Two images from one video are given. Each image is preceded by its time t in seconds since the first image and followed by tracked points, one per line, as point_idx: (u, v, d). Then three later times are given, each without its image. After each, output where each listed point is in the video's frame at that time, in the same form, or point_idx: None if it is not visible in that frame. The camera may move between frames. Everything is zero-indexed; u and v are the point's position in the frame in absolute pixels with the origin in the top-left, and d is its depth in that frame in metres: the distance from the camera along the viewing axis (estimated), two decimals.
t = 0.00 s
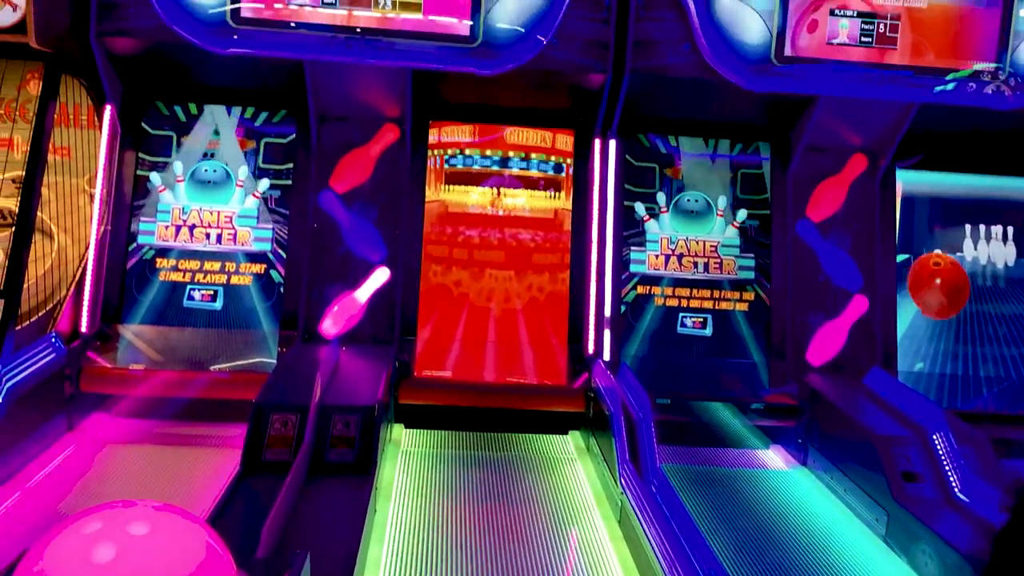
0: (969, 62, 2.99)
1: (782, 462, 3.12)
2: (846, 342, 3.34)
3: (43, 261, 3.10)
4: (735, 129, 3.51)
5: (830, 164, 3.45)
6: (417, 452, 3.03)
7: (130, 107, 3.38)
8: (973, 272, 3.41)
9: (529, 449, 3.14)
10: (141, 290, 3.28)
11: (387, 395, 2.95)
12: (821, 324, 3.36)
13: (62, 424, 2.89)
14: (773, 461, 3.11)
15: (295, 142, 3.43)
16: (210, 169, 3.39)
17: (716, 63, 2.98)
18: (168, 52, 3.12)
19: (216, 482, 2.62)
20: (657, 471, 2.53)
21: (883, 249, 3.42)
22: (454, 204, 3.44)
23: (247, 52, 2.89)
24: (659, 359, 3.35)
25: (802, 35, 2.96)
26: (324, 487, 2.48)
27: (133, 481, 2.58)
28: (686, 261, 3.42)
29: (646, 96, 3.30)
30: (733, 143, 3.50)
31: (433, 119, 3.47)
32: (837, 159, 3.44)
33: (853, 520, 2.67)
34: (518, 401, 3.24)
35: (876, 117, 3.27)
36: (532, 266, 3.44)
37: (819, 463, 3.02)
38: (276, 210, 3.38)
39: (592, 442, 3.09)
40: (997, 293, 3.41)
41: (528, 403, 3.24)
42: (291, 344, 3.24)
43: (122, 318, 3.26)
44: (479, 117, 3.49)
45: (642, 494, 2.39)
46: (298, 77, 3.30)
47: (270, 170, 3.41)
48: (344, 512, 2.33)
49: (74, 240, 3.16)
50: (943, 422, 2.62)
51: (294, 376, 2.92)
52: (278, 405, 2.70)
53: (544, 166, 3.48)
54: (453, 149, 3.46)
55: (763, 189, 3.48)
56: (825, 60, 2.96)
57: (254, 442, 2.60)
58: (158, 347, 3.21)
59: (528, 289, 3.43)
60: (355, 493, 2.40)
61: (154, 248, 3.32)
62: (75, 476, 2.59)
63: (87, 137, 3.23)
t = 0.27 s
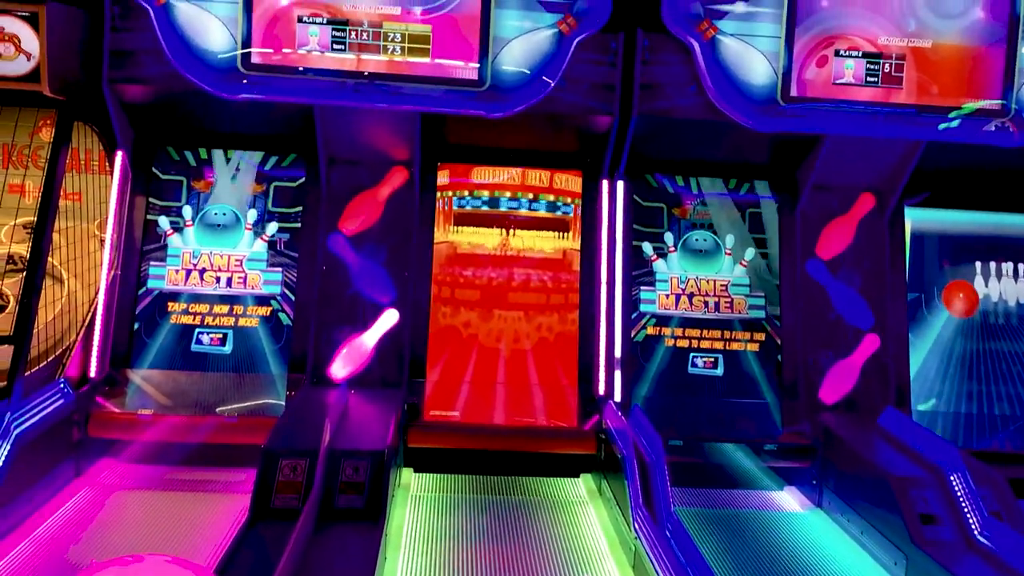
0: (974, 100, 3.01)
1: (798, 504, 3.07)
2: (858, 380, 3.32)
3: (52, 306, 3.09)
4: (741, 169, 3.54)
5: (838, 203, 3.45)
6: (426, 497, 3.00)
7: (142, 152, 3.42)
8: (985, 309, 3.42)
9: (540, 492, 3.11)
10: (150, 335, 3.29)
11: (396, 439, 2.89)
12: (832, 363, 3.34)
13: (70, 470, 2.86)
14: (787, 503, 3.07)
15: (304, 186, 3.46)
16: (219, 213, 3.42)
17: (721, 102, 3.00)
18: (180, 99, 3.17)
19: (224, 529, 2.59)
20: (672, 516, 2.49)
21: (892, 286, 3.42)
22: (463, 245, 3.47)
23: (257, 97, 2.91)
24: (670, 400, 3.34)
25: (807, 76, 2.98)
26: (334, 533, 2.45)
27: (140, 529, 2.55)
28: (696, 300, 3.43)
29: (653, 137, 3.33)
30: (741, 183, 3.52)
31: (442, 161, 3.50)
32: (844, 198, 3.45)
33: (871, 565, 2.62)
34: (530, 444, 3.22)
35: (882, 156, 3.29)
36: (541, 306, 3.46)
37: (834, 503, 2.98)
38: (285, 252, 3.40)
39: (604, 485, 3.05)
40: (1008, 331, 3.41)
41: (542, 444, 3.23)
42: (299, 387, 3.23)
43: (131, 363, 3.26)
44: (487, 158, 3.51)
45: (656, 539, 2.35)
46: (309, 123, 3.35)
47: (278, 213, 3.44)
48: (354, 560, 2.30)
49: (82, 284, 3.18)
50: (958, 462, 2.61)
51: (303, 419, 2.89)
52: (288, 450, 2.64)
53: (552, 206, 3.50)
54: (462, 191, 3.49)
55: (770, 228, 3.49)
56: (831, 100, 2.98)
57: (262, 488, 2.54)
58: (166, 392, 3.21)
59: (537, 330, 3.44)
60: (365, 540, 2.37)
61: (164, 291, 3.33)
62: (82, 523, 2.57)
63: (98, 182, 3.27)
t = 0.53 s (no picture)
0: (980, 122, 3.00)
1: (809, 530, 3.05)
2: (867, 404, 3.30)
3: (58, 332, 3.12)
4: (745, 193, 3.56)
5: (844, 227, 3.45)
6: (433, 523, 2.97)
7: (150, 178, 3.44)
8: (993, 332, 3.42)
9: (548, 519, 3.08)
10: (157, 360, 3.29)
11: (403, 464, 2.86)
12: (841, 387, 3.32)
13: (75, 497, 2.84)
14: (797, 529, 3.05)
15: (312, 211, 3.48)
16: (226, 238, 3.43)
17: (728, 127, 2.98)
18: (188, 125, 3.19)
19: (229, 556, 2.57)
20: (682, 542, 2.47)
21: (900, 309, 3.41)
22: (470, 270, 3.48)
23: (265, 123, 2.90)
24: (677, 425, 3.32)
25: (813, 100, 2.99)
26: (341, 562, 2.43)
27: (145, 557, 2.52)
28: (704, 323, 3.43)
29: (659, 161, 3.33)
30: (747, 207, 3.53)
31: (448, 186, 3.52)
32: (850, 221, 3.45)
33: None
34: (538, 470, 3.18)
35: (889, 180, 3.29)
36: (547, 330, 3.46)
37: (845, 530, 2.95)
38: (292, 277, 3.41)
39: (612, 511, 3.03)
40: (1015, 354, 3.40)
41: (550, 470, 3.19)
42: (305, 413, 3.22)
43: (137, 388, 3.25)
44: (493, 183, 3.52)
45: (666, 567, 2.33)
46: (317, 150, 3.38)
47: (286, 238, 3.45)
48: None
49: (89, 309, 3.21)
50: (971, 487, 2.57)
51: (309, 445, 2.86)
52: (294, 476, 2.59)
53: (558, 231, 3.51)
54: (469, 215, 3.50)
55: (777, 251, 3.50)
56: (836, 125, 2.99)
57: (269, 514, 2.51)
58: (172, 418, 3.20)
59: (544, 353, 3.44)
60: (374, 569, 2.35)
61: (171, 317, 3.33)
62: (88, 551, 2.55)
63: (106, 208, 3.30)
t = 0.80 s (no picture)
0: (983, 128, 3.00)
1: (817, 538, 3.04)
2: (875, 411, 3.29)
3: (64, 346, 3.08)
4: (748, 201, 3.57)
5: (848, 234, 3.45)
6: (439, 533, 2.97)
7: (155, 191, 3.45)
8: (998, 337, 3.41)
9: (554, 529, 3.07)
10: (162, 372, 3.30)
11: (409, 474, 2.86)
12: (847, 394, 3.31)
13: (82, 510, 2.84)
14: (805, 538, 3.03)
15: (317, 222, 3.49)
16: (232, 250, 3.45)
17: (730, 134, 2.99)
18: (192, 137, 3.20)
19: (235, 568, 2.57)
20: (689, 552, 2.46)
21: (905, 316, 3.40)
22: (474, 280, 3.48)
23: (269, 134, 2.92)
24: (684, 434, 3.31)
25: (816, 107, 2.99)
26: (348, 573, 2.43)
27: (152, 570, 2.52)
28: (710, 332, 3.43)
29: (662, 169, 3.34)
30: (750, 215, 3.55)
31: (452, 197, 3.53)
32: (854, 228, 3.45)
33: None
34: (545, 480, 3.16)
35: (893, 186, 3.28)
36: (553, 339, 3.46)
37: (853, 538, 2.93)
38: (297, 288, 3.42)
39: (618, 520, 3.02)
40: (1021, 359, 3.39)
41: (554, 480, 3.16)
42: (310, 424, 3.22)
43: (143, 400, 3.27)
44: (497, 193, 3.54)
45: None
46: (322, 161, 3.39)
47: (290, 250, 3.46)
48: None
49: (95, 322, 3.20)
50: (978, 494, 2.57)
51: (314, 456, 2.86)
52: (300, 486, 2.60)
53: (562, 240, 3.51)
54: (472, 225, 3.50)
55: (781, 258, 3.50)
56: (839, 132, 2.99)
57: (275, 527, 2.50)
58: (178, 429, 3.20)
59: (549, 363, 3.44)
60: None
61: (177, 328, 3.35)
62: (94, 564, 2.55)
63: (112, 221, 3.31)
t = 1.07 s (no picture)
0: (986, 121, 2.99)
1: (823, 534, 3.03)
2: (881, 407, 3.27)
3: (68, 353, 3.04)
4: (751, 197, 3.56)
5: (852, 230, 3.43)
6: (446, 534, 2.97)
7: (157, 195, 3.45)
8: (1004, 330, 3.40)
9: (561, 528, 3.06)
10: (167, 376, 3.30)
11: (416, 475, 2.87)
12: (852, 390, 3.30)
13: (89, 515, 2.84)
14: (812, 535, 3.03)
15: (319, 224, 3.49)
16: (234, 254, 3.45)
17: (731, 130, 2.98)
18: (194, 142, 3.20)
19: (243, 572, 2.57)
20: (697, 550, 2.46)
21: (910, 311, 3.39)
22: (476, 280, 3.48)
23: (270, 137, 2.93)
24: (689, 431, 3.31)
25: (818, 102, 2.98)
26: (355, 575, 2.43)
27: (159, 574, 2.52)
28: (715, 329, 3.42)
29: (664, 167, 3.33)
30: (753, 211, 3.54)
31: (454, 197, 3.52)
32: (857, 224, 3.44)
33: None
34: (550, 480, 3.16)
35: (896, 181, 3.27)
36: (557, 339, 3.45)
37: (860, 534, 2.93)
38: (301, 290, 3.42)
39: (625, 518, 3.02)
40: None
41: (559, 479, 3.17)
42: (315, 426, 3.20)
43: (148, 405, 3.27)
44: (499, 193, 3.53)
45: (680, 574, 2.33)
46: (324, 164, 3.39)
47: (293, 252, 3.46)
48: None
49: (100, 327, 3.17)
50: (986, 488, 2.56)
51: (319, 459, 2.86)
52: (306, 488, 2.59)
53: (565, 239, 3.51)
54: (475, 225, 3.50)
55: (785, 254, 3.49)
56: (841, 127, 2.98)
57: (281, 530, 2.51)
58: (183, 433, 3.21)
59: (553, 362, 3.43)
60: None
61: (182, 332, 3.35)
62: (101, 570, 2.56)
63: (115, 226, 3.28)
